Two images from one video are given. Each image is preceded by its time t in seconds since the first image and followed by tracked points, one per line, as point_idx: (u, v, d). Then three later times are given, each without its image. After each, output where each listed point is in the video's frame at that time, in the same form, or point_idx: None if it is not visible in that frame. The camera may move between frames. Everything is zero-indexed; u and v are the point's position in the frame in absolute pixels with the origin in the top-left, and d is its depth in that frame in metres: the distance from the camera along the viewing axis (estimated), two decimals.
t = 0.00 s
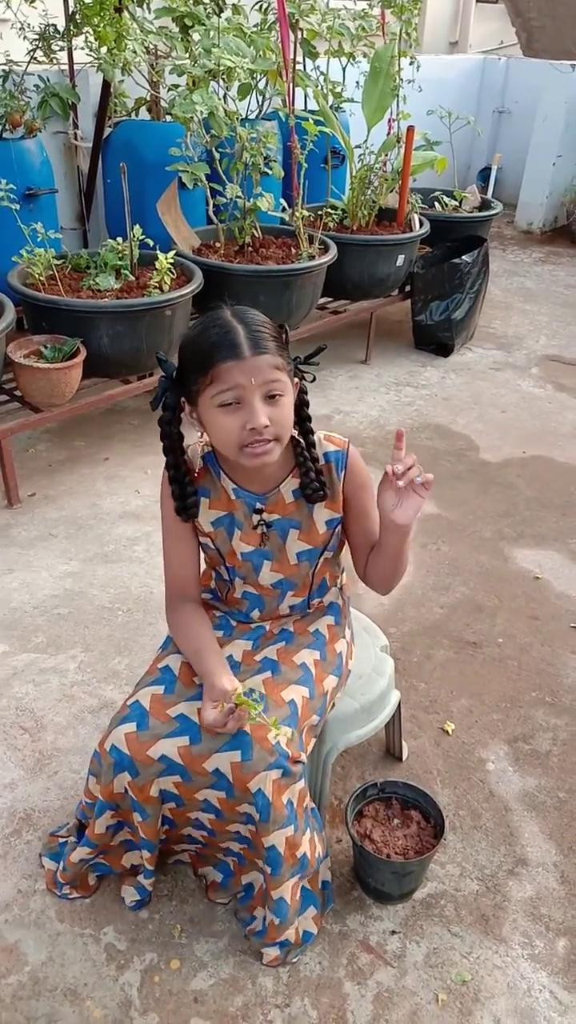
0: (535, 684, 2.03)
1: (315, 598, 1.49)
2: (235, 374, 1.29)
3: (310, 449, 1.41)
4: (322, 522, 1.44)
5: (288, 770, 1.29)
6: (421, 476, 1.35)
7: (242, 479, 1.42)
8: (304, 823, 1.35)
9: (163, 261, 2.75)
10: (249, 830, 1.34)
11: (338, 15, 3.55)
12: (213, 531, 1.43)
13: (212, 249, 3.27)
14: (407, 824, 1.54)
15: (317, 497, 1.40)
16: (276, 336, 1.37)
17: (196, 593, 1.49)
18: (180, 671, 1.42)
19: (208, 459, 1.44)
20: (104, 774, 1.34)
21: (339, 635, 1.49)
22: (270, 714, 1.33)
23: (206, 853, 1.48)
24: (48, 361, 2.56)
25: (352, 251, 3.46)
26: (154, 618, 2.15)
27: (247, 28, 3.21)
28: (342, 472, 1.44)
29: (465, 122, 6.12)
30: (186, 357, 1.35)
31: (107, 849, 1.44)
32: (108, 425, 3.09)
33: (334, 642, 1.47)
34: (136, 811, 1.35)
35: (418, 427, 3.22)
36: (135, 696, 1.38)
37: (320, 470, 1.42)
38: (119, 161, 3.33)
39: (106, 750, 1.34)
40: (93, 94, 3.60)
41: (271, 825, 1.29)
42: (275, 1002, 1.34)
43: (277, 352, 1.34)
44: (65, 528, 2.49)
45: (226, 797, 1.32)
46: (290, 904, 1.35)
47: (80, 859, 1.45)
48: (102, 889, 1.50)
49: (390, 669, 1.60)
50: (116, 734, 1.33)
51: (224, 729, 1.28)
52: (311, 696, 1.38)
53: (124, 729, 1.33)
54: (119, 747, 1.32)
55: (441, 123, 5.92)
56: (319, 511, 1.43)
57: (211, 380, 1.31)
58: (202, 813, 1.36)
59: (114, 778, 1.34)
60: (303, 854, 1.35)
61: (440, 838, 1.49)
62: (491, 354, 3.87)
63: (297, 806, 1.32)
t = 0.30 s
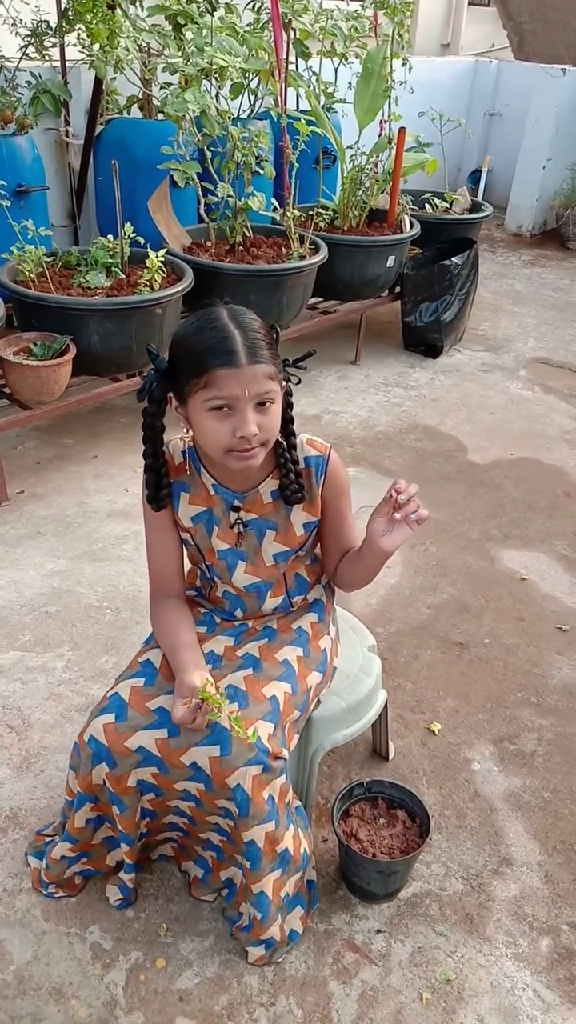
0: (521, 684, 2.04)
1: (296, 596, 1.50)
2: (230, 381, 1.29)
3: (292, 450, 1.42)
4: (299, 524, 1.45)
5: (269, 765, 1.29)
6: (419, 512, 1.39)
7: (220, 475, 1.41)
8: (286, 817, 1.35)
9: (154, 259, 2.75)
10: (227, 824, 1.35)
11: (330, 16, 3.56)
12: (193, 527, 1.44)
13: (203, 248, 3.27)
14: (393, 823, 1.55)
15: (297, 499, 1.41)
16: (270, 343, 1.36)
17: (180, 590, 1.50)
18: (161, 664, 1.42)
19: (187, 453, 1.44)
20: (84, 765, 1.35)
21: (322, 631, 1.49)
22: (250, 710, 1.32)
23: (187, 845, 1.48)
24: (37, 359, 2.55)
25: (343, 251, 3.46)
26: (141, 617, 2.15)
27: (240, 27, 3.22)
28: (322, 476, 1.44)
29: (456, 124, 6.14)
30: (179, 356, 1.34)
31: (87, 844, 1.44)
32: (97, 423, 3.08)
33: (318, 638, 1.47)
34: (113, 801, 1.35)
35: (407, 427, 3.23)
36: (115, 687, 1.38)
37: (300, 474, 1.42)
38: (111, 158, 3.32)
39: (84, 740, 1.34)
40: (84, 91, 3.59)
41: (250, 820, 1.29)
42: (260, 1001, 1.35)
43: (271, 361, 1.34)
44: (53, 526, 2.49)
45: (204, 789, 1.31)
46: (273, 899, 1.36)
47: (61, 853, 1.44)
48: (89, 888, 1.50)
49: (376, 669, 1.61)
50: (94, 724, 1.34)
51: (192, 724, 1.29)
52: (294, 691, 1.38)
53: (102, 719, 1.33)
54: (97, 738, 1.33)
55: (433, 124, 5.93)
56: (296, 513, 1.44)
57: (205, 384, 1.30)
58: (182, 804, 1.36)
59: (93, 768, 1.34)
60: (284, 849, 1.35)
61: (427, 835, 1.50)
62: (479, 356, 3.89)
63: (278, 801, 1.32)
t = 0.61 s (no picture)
0: (519, 683, 2.05)
1: (291, 593, 1.49)
2: (236, 391, 1.29)
3: (295, 449, 1.41)
4: (301, 522, 1.45)
5: (252, 767, 1.27)
6: (424, 514, 1.39)
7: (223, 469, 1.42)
8: (269, 818, 1.33)
9: (154, 258, 2.75)
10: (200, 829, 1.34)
11: (330, 14, 3.55)
12: (194, 519, 1.44)
13: (203, 246, 3.26)
14: (391, 822, 1.55)
15: (297, 497, 1.41)
16: (279, 349, 1.35)
17: (177, 582, 1.50)
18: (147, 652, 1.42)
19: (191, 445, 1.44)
20: (62, 744, 1.35)
21: (317, 634, 1.47)
22: (233, 712, 1.31)
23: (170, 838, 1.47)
24: (36, 356, 2.55)
25: (342, 250, 3.46)
26: (139, 614, 2.15)
27: (239, 25, 3.21)
28: (325, 475, 1.44)
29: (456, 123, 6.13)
30: (188, 357, 1.34)
31: (71, 822, 1.44)
32: (95, 421, 3.08)
33: (312, 640, 1.45)
34: (87, 786, 1.35)
35: (406, 426, 3.23)
36: (100, 671, 1.39)
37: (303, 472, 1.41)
38: (110, 156, 3.32)
39: (65, 722, 1.34)
40: (84, 88, 3.59)
41: (229, 818, 1.28)
42: (258, 999, 1.35)
43: (279, 370, 1.33)
44: (51, 523, 2.48)
45: (181, 785, 1.29)
46: (258, 896, 1.35)
47: (47, 834, 1.44)
48: (85, 885, 1.50)
49: (375, 666, 1.61)
50: (76, 707, 1.34)
51: (162, 709, 1.29)
52: (284, 692, 1.36)
53: (84, 704, 1.33)
54: (77, 720, 1.33)
55: (432, 123, 5.93)
56: (298, 511, 1.44)
57: (211, 391, 1.30)
58: (160, 798, 1.35)
59: (71, 748, 1.34)
60: (256, 842, 1.34)
61: (426, 831, 1.50)
62: (478, 355, 3.89)
63: (264, 803, 1.30)
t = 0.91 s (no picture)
0: (524, 679, 2.04)
1: (295, 591, 1.48)
2: (248, 384, 1.29)
3: (304, 449, 1.41)
4: (304, 523, 1.45)
5: (248, 763, 1.27)
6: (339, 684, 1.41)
7: (233, 466, 1.42)
8: (266, 815, 1.33)
9: (156, 254, 2.75)
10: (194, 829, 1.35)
11: (332, 9, 3.54)
12: (199, 514, 1.44)
13: (205, 243, 3.26)
14: (396, 818, 1.55)
15: (304, 497, 1.42)
16: (291, 341, 1.36)
17: (182, 578, 1.50)
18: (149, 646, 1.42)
19: (202, 441, 1.45)
20: (64, 737, 1.35)
21: (318, 632, 1.46)
22: (231, 708, 1.31)
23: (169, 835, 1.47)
24: (39, 354, 2.55)
25: (345, 246, 3.45)
26: (143, 612, 2.15)
27: (241, 21, 3.20)
28: (331, 482, 1.44)
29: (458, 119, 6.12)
30: (200, 354, 1.34)
31: (73, 815, 1.45)
32: (98, 419, 3.08)
33: (313, 638, 1.45)
34: (86, 778, 1.35)
35: (409, 422, 3.22)
36: (102, 664, 1.40)
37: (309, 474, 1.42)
38: (112, 153, 3.32)
39: (66, 714, 1.34)
40: (86, 86, 3.58)
41: (224, 815, 1.28)
42: (263, 995, 1.35)
43: (291, 361, 1.33)
44: (55, 521, 2.49)
45: (178, 780, 1.29)
46: (253, 891, 1.35)
47: (50, 829, 1.44)
48: (90, 881, 1.50)
49: (379, 662, 1.61)
50: (77, 699, 1.34)
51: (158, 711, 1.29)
52: (283, 688, 1.37)
53: (85, 695, 1.34)
54: (78, 712, 1.33)
55: (435, 119, 5.92)
56: (303, 511, 1.44)
57: (224, 383, 1.30)
58: (157, 796, 1.35)
59: (72, 741, 1.34)
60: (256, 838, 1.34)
61: (430, 830, 1.50)
62: (482, 351, 3.88)
63: (261, 799, 1.30)
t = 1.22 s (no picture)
0: (525, 680, 2.04)
1: (298, 593, 1.49)
2: (249, 382, 1.29)
3: (309, 449, 1.41)
4: (309, 525, 1.45)
5: (261, 765, 1.27)
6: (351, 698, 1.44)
7: (235, 468, 1.42)
8: (275, 817, 1.33)
9: (157, 256, 2.75)
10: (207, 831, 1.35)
11: (333, 11, 3.55)
12: (203, 520, 1.44)
13: (206, 245, 3.26)
14: (397, 819, 1.54)
15: (310, 497, 1.42)
16: (292, 340, 1.35)
17: (185, 580, 1.50)
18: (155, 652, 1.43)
19: (204, 443, 1.45)
20: (72, 745, 1.35)
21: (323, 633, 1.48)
22: (241, 710, 1.31)
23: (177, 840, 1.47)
24: (40, 356, 2.55)
25: (346, 247, 3.45)
26: (144, 613, 2.15)
27: (242, 23, 3.21)
28: (337, 483, 1.44)
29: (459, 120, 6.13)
30: (201, 354, 1.34)
31: (78, 823, 1.45)
32: (100, 420, 3.08)
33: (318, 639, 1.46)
34: (95, 787, 1.35)
35: (410, 423, 3.22)
36: (109, 672, 1.39)
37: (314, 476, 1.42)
38: (113, 155, 3.32)
39: (75, 724, 1.34)
40: (87, 87, 3.59)
41: (237, 817, 1.28)
42: (265, 996, 1.35)
43: (291, 359, 1.33)
44: (56, 522, 2.49)
45: (190, 786, 1.29)
46: (260, 893, 1.36)
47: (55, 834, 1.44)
48: (92, 882, 1.50)
49: (380, 665, 1.61)
50: (86, 708, 1.34)
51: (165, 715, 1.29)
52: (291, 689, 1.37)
53: (95, 704, 1.33)
54: (87, 721, 1.33)
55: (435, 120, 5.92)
56: (308, 513, 1.45)
57: (224, 382, 1.30)
58: (168, 803, 1.35)
59: (81, 750, 1.34)
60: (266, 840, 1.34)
61: (432, 829, 1.51)
62: (483, 352, 3.88)
63: (272, 801, 1.30)
